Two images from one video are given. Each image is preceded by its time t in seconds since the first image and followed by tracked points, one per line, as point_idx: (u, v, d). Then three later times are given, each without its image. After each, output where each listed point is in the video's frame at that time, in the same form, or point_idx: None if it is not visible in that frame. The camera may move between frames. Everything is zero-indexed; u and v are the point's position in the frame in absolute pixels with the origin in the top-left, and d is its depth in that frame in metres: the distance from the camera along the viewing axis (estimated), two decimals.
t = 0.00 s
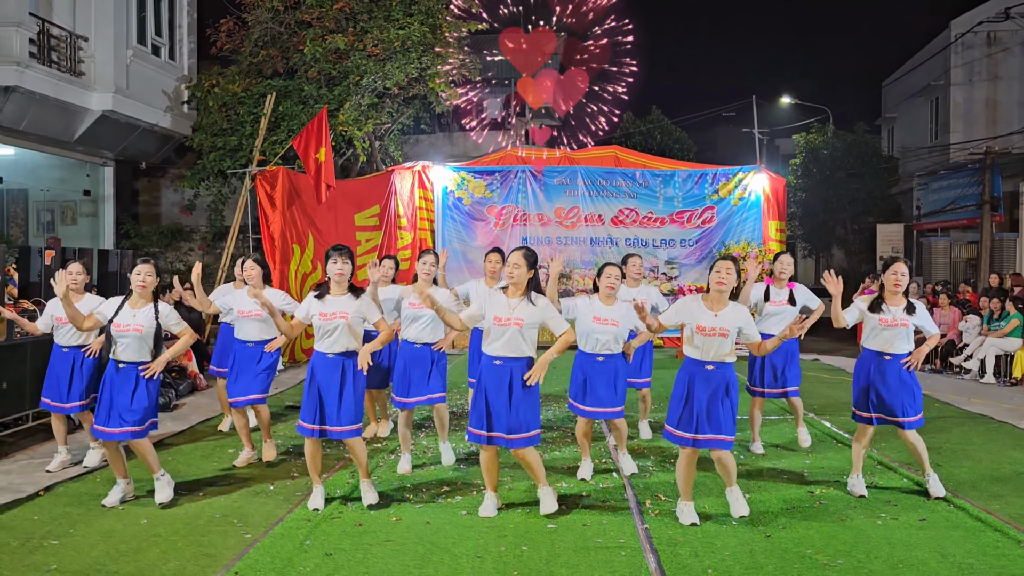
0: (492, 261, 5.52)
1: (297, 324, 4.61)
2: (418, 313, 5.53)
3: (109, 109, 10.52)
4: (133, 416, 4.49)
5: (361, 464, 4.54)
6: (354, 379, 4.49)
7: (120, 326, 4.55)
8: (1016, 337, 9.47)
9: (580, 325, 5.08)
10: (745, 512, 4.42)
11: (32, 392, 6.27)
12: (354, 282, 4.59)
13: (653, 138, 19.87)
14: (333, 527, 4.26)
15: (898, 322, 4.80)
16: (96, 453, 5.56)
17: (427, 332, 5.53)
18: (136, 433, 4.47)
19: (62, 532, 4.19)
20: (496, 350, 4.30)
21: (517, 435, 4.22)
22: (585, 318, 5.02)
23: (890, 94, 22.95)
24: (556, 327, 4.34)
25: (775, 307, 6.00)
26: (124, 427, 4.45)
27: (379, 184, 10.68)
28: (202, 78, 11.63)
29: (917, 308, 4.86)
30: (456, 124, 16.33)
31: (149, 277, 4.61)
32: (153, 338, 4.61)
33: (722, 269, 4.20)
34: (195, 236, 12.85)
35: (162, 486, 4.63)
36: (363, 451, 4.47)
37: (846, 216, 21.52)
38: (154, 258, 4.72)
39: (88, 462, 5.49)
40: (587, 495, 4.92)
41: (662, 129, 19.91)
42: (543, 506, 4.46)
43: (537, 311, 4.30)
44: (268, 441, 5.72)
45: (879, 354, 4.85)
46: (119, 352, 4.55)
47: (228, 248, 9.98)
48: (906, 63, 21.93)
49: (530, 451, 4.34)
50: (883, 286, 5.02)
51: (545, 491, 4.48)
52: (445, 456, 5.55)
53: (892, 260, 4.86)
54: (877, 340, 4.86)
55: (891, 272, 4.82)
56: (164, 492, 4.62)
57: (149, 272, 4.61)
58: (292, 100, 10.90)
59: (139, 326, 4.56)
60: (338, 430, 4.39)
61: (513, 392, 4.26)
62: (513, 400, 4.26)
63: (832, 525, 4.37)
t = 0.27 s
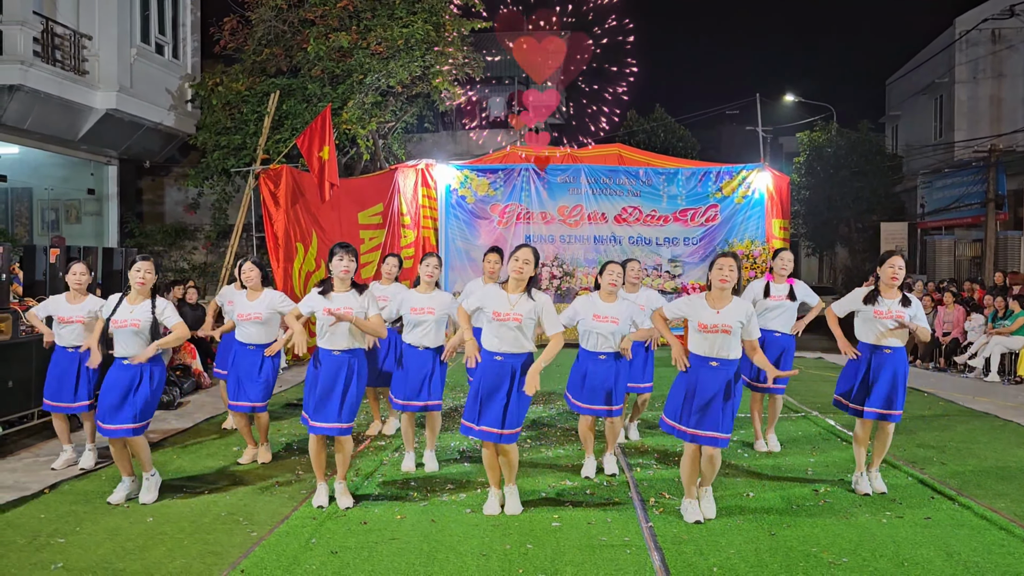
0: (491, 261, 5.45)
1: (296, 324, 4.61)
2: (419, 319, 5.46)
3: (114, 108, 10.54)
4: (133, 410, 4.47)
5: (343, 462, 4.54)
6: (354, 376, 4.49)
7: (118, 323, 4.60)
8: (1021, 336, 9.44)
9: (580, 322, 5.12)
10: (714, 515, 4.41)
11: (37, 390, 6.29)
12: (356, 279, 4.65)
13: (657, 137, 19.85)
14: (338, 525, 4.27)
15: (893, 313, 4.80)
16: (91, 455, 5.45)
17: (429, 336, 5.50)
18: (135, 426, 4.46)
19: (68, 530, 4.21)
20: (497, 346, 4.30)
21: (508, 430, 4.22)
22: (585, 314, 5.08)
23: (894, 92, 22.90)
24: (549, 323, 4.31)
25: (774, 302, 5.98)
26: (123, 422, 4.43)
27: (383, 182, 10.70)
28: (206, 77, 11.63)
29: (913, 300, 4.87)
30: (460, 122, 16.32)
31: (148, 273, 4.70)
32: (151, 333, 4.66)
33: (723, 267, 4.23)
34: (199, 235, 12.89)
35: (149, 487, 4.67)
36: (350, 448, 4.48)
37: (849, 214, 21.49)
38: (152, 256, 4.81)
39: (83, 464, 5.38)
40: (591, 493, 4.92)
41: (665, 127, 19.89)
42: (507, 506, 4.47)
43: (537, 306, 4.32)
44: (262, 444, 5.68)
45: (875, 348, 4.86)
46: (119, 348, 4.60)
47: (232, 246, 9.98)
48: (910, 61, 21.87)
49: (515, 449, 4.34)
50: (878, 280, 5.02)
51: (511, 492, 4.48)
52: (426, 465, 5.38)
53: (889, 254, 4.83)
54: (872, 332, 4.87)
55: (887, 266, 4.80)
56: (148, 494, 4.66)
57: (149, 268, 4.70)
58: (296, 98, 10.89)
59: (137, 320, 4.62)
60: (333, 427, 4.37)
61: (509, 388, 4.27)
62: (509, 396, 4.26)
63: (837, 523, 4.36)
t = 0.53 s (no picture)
0: (501, 259, 5.59)
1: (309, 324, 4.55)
2: (432, 308, 5.47)
3: (114, 106, 10.56)
4: (158, 404, 4.57)
5: (382, 458, 4.53)
6: (371, 372, 4.56)
7: (129, 315, 4.56)
8: (1021, 333, 9.46)
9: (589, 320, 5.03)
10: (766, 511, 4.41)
11: (39, 387, 6.30)
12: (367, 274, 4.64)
13: (657, 134, 19.86)
14: (340, 521, 4.29)
15: (898, 317, 4.81)
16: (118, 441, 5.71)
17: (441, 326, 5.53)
18: (163, 419, 4.57)
19: (72, 526, 4.23)
20: (511, 344, 4.32)
21: (536, 429, 4.26)
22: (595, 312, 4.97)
23: (894, 89, 22.90)
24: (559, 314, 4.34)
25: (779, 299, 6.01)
26: (152, 416, 4.54)
27: (383, 180, 10.73)
28: (207, 74, 11.64)
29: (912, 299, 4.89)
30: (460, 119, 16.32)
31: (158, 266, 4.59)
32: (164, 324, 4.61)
33: (738, 257, 4.25)
34: (200, 232, 12.94)
35: (190, 479, 4.70)
36: (385, 441, 4.48)
37: (850, 212, 21.51)
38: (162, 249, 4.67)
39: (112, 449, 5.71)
40: (591, 489, 4.94)
41: (665, 125, 19.90)
42: (551, 500, 4.52)
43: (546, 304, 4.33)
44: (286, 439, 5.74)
45: (881, 349, 4.88)
46: (131, 339, 4.59)
47: (232, 243, 9.98)
48: (909, 58, 21.87)
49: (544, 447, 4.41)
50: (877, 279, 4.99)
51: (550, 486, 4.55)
52: (468, 454, 5.56)
53: (887, 255, 4.81)
54: (874, 334, 4.90)
55: (886, 268, 4.77)
56: (193, 485, 4.70)
57: (159, 263, 4.58)
58: (296, 96, 10.90)
59: (149, 312, 4.58)
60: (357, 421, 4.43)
61: (529, 388, 4.30)
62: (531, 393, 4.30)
63: (837, 519, 4.39)
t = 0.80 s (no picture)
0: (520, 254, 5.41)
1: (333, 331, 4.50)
2: (451, 310, 5.55)
3: (111, 103, 10.53)
4: (186, 409, 4.53)
5: (393, 459, 4.56)
6: (395, 370, 4.52)
7: (150, 325, 4.53)
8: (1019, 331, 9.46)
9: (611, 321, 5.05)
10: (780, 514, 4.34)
11: (34, 385, 6.28)
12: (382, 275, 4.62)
13: (655, 131, 19.82)
14: (336, 519, 4.28)
15: (914, 311, 4.81)
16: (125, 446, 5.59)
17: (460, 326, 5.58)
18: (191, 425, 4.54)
19: (66, 524, 4.21)
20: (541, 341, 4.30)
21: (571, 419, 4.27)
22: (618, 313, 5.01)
23: (893, 86, 22.86)
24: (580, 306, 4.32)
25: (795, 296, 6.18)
26: (180, 420, 4.51)
27: (380, 177, 10.77)
28: (204, 71, 11.60)
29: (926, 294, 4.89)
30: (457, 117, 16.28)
31: (173, 272, 4.63)
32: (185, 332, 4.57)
33: (754, 263, 4.24)
34: (197, 230, 12.97)
35: (195, 483, 4.66)
36: (403, 441, 4.52)
37: (849, 209, 21.49)
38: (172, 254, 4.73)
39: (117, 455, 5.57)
40: (588, 487, 4.92)
41: (664, 122, 19.87)
42: (573, 501, 4.46)
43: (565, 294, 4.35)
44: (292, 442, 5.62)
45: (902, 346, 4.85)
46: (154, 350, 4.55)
47: (229, 241, 9.94)
48: (909, 55, 21.84)
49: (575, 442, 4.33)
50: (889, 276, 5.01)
51: (576, 487, 4.48)
52: (469, 455, 5.51)
53: (896, 250, 4.83)
54: (888, 329, 4.86)
55: (897, 262, 4.79)
56: (199, 489, 4.64)
57: (172, 267, 4.63)
58: (293, 93, 10.87)
59: (169, 320, 4.56)
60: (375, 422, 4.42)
61: (562, 384, 4.28)
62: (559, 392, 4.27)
63: (835, 517, 4.37)
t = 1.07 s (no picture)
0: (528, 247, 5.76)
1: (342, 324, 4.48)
2: (455, 304, 5.56)
3: (108, 100, 10.51)
4: (191, 400, 4.54)
5: (394, 452, 4.53)
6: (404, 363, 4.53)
7: (157, 311, 4.54)
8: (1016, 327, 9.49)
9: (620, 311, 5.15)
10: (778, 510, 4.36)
11: (31, 382, 6.27)
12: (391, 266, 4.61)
13: (653, 128, 19.82)
14: (332, 516, 4.28)
15: (930, 306, 4.84)
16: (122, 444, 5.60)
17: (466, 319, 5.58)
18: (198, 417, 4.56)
19: (62, 522, 4.21)
20: (558, 334, 4.31)
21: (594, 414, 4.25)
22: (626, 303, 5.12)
23: (890, 83, 22.88)
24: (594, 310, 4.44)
25: (810, 293, 6.16)
26: (187, 412, 4.51)
27: (378, 173, 10.71)
28: (200, 68, 11.58)
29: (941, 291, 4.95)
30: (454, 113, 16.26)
31: (178, 259, 4.58)
32: (192, 320, 4.60)
33: (763, 251, 4.25)
34: (194, 227, 12.90)
35: (194, 480, 4.65)
36: (406, 436, 4.50)
37: (846, 206, 21.51)
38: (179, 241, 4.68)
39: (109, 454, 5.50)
40: (584, 484, 4.92)
41: (661, 118, 19.86)
42: (568, 498, 4.45)
43: (581, 292, 4.39)
44: (288, 439, 5.66)
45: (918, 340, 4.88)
46: (160, 337, 4.57)
47: (226, 238, 9.90)
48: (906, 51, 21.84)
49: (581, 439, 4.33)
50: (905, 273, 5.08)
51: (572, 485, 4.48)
52: (454, 456, 5.38)
53: (912, 246, 4.91)
54: (903, 323, 4.91)
55: (913, 258, 4.86)
56: (195, 487, 4.64)
57: (178, 254, 4.56)
58: (290, 89, 10.85)
59: (176, 308, 4.57)
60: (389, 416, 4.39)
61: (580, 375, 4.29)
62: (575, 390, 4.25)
63: (830, 513, 4.39)
